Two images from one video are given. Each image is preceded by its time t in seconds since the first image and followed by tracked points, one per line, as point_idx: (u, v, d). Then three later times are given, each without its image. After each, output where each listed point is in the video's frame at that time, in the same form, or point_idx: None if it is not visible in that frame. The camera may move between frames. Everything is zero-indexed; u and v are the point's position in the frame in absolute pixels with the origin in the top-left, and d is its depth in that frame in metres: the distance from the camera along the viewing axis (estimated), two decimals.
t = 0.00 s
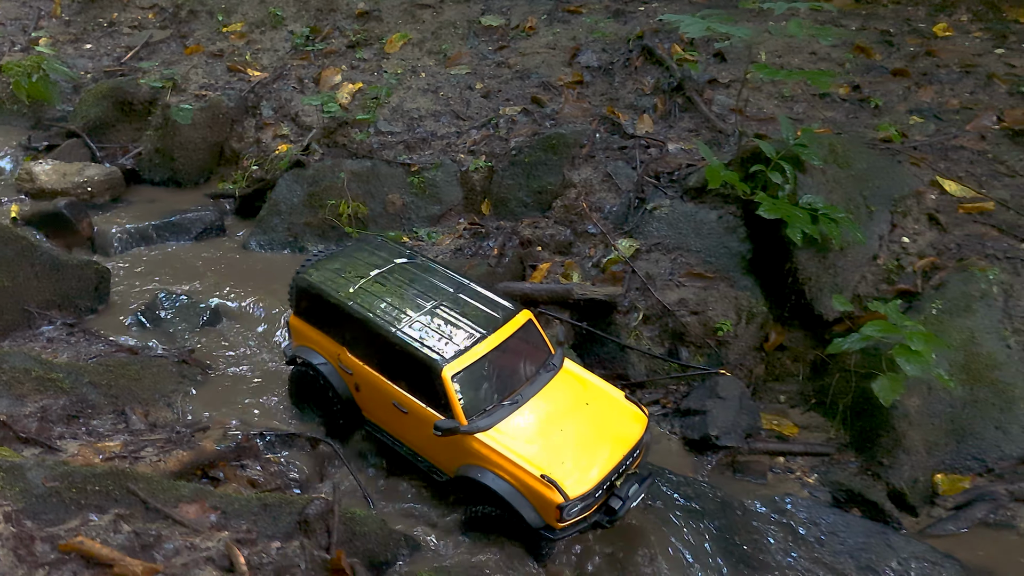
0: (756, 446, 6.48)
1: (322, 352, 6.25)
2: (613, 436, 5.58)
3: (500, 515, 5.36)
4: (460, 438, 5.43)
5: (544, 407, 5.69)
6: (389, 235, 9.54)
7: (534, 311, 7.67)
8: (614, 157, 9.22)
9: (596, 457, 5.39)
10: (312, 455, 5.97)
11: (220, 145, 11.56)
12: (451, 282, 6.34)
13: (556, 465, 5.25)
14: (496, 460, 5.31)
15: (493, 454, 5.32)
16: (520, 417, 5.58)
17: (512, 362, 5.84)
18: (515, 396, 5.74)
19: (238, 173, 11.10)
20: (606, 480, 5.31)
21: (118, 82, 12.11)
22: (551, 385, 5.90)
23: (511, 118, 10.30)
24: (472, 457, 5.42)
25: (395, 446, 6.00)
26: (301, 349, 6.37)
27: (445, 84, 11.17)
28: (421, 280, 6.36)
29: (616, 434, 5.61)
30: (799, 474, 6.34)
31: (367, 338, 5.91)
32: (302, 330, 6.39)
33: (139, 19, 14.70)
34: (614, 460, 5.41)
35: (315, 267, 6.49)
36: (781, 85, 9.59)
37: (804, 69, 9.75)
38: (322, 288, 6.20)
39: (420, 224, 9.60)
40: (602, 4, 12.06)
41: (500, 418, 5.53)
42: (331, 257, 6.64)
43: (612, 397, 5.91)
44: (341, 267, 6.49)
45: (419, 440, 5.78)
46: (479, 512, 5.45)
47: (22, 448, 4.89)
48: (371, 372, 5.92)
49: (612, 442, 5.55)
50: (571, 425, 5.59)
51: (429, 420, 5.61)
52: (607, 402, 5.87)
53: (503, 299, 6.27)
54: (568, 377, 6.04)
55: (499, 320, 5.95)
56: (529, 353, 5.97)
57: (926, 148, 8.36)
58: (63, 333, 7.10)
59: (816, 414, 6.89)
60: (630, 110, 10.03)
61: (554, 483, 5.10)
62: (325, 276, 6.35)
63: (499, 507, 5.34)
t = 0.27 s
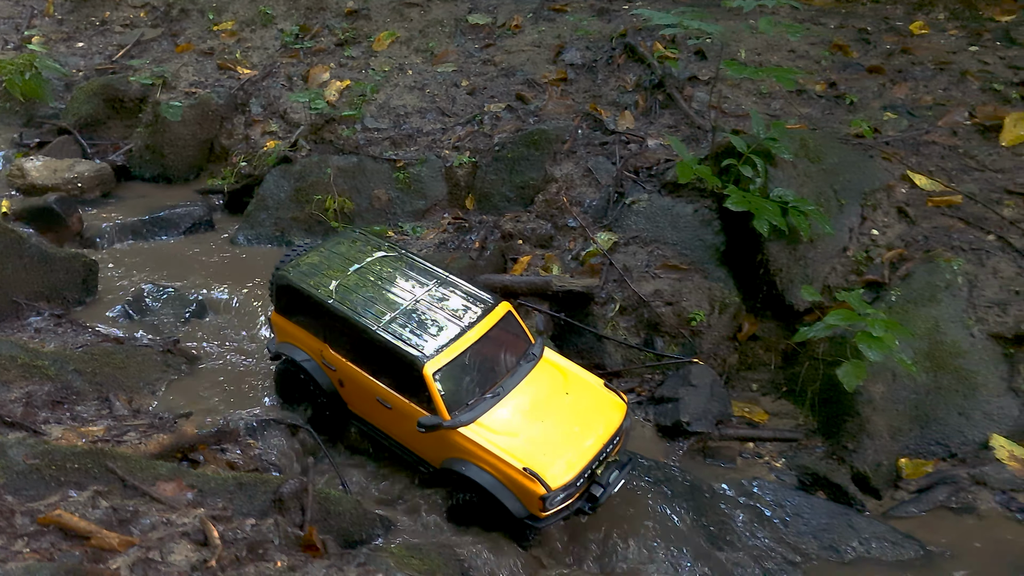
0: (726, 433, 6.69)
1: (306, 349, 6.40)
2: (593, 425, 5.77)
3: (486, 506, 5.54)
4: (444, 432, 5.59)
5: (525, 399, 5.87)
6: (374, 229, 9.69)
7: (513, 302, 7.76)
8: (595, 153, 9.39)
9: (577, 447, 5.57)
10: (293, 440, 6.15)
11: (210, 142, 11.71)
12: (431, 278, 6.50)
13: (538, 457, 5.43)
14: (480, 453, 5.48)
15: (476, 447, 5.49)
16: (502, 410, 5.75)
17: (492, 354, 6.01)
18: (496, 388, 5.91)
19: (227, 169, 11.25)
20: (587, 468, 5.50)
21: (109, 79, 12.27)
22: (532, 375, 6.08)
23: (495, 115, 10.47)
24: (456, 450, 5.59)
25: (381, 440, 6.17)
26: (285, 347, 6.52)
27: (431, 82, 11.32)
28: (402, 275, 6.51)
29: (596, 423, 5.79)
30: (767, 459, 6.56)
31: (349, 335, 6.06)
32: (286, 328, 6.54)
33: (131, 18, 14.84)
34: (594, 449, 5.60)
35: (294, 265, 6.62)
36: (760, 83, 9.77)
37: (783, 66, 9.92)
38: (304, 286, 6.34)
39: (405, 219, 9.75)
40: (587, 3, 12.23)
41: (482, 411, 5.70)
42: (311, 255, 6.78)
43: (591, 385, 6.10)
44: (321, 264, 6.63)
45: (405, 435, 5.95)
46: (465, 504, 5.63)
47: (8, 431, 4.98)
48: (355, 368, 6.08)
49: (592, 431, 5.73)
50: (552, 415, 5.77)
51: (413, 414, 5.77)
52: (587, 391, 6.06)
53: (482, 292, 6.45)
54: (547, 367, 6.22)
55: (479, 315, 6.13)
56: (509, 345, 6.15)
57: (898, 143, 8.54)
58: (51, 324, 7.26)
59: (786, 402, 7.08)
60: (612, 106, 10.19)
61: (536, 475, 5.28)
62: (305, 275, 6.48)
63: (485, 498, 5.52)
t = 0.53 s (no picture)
0: (698, 419, 6.86)
1: (288, 339, 6.53)
2: (569, 408, 5.90)
3: (465, 488, 5.67)
4: (422, 417, 5.73)
5: (502, 383, 6.00)
6: (360, 223, 9.83)
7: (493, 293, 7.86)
8: (576, 148, 9.55)
9: (552, 429, 5.70)
10: (272, 425, 6.32)
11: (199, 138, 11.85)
12: (411, 267, 6.62)
13: (514, 439, 5.56)
14: (457, 436, 5.61)
15: (454, 431, 5.63)
16: (479, 394, 5.89)
17: (470, 341, 6.14)
18: (474, 374, 6.04)
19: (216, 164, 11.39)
20: (563, 450, 5.63)
21: (100, 76, 12.41)
22: (509, 361, 6.21)
23: (480, 111, 10.63)
24: (435, 434, 5.72)
25: (362, 426, 6.30)
26: (267, 336, 6.65)
27: (418, 78, 11.46)
28: (381, 264, 6.64)
29: (571, 406, 5.92)
30: (736, 445, 6.74)
31: (329, 324, 6.19)
32: (267, 319, 6.66)
33: (123, 16, 14.97)
34: (569, 431, 5.73)
35: (275, 256, 6.73)
36: (739, 79, 9.94)
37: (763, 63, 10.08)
38: (284, 276, 6.46)
39: (390, 213, 9.89)
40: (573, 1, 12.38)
41: (460, 396, 5.84)
42: (292, 246, 6.89)
43: (567, 369, 6.23)
44: (301, 255, 6.74)
45: (385, 420, 6.08)
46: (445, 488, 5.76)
47: None
48: (336, 356, 6.21)
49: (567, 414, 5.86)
50: (528, 399, 5.90)
51: (393, 400, 5.91)
52: (563, 375, 6.19)
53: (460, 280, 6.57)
54: (525, 352, 6.35)
55: (457, 302, 6.25)
56: (487, 332, 6.28)
57: (872, 138, 8.71)
58: (38, 313, 7.41)
59: (758, 390, 7.25)
60: (595, 102, 10.34)
61: (512, 456, 5.41)
62: (286, 266, 6.58)
63: (463, 480, 5.65)
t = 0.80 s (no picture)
0: (671, 409, 7.00)
1: (269, 331, 6.61)
2: (545, 397, 5.99)
3: (443, 476, 5.75)
4: (400, 406, 5.80)
5: (480, 373, 6.08)
6: (345, 218, 9.94)
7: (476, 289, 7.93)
8: (558, 144, 9.68)
9: (529, 417, 5.79)
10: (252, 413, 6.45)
11: (189, 135, 11.97)
12: (390, 259, 6.68)
13: (491, 427, 5.64)
14: (435, 425, 5.68)
15: (432, 420, 5.70)
16: (456, 383, 5.97)
17: (448, 332, 6.21)
18: (452, 364, 6.12)
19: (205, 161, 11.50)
20: (539, 437, 5.72)
21: (91, 73, 12.53)
22: (487, 351, 6.29)
23: (465, 108, 10.75)
24: (414, 423, 5.80)
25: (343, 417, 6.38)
26: (250, 330, 6.73)
27: (405, 76, 11.58)
28: (360, 257, 6.69)
29: (548, 395, 6.01)
30: (709, 433, 6.88)
31: (309, 316, 6.26)
32: (249, 312, 6.73)
33: (115, 14, 15.08)
34: (545, 418, 5.81)
35: (255, 250, 6.80)
36: (720, 77, 10.07)
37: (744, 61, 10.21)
38: (264, 270, 6.53)
39: (375, 208, 10.01)
40: None
41: (438, 385, 5.92)
42: (273, 239, 6.96)
43: (544, 358, 6.32)
44: (282, 249, 6.80)
45: (365, 411, 6.16)
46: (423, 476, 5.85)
47: None
48: (316, 348, 6.28)
49: (544, 403, 5.95)
50: (505, 388, 5.99)
51: (372, 390, 5.98)
52: (540, 364, 6.28)
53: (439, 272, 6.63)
54: (503, 342, 6.43)
55: (435, 294, 6.31)
56: (465, 322, 6.35)
57: (848, 134, 8.85)
58: (24, 305, 7.54)
59: (732, 381, 7.39)
60: (578, 99, 10.46)
61: (489, 443, 5.48)
62: (266, 260, 6.64)
63: (441, 468, 5.72)
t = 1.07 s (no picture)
0: (650, 401, 7.11)
1: (255, 330, 6.64)
2: (530, 387, 6.06)
3: (431, 468, 5.81)
4: (387, 400, 5.85)
5: (464, 366, 6.14)
6: (333, 214, 10.04)
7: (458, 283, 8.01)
8: (543, 141, 9.78)
9: (514, 408, 5.85)
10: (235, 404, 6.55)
11: (179, 133, 12.05)
12: (374, 255, 6.73)
13: (477, 419, 5.70)
14: (422, 418, 5.74)
15: (418, 413, 5.76)
16: (442, 376, 6.02)
17: (432, 326, 6.28)
18: (437, 357, 6.18)
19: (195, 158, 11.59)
20: (525, 427, 5.79)
21: (82, 72, 12.61)
22: (472, 344, 6.36)
23: (452, 105, 10.85)
24: (401, 417, 5.86)
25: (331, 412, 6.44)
26: (235, 328, 6.76)
27: (393, 74, 11.67)
28: (344, 253, 6.74)
29: (533, 386, 6.08)
30: (686, 425, 7.00)
31: (293, 313, 6.30)
32: (234, 311, 6.76)
33: (107, 13, 15.16)
34: (531, 409, 5.88)
35: (237, 248, 6.81)
36: (703, 74, 10.17)
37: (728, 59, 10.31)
38: (247, 268, 6.55)
39: (363, 205, 10.11)
40: None
41: (423, 379, 5.97)
42: (255, 237, 6.98)
43: (528, 350, 6.40)
44: (265, 246, 6.82)
45: (353, 406, 6.21)
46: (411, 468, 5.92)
47: None
48: (302, 344, 6.32)
49: (529, 393, 6.01)
50: (490, 380, 6.05)
51: (359, 385, 6.04)
52: (524, 356, 6.36)
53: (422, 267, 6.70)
54: (487, 335, 6.50)
55: (419, 289, 6.37)
56: (450, 316, 6.42)
57: (828, 131, 8.94)
58: (12, 300, 7.64)
59: (710, 373, 7.51)
60: (564, 97, 10.55)
61: (475, 434, 5.54)
62: (249, 258, 6.66)
63: (429, 460, 5.79)
